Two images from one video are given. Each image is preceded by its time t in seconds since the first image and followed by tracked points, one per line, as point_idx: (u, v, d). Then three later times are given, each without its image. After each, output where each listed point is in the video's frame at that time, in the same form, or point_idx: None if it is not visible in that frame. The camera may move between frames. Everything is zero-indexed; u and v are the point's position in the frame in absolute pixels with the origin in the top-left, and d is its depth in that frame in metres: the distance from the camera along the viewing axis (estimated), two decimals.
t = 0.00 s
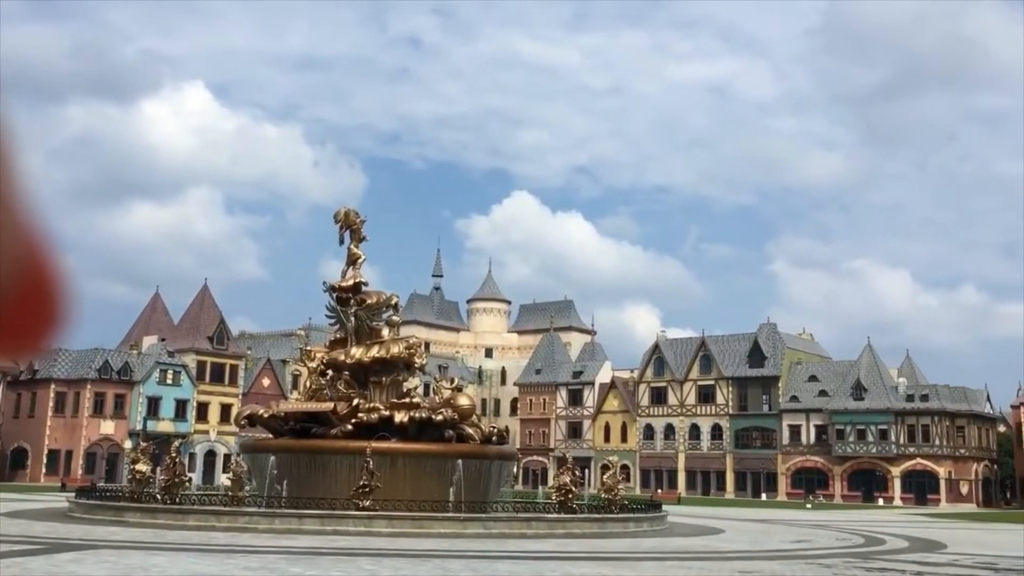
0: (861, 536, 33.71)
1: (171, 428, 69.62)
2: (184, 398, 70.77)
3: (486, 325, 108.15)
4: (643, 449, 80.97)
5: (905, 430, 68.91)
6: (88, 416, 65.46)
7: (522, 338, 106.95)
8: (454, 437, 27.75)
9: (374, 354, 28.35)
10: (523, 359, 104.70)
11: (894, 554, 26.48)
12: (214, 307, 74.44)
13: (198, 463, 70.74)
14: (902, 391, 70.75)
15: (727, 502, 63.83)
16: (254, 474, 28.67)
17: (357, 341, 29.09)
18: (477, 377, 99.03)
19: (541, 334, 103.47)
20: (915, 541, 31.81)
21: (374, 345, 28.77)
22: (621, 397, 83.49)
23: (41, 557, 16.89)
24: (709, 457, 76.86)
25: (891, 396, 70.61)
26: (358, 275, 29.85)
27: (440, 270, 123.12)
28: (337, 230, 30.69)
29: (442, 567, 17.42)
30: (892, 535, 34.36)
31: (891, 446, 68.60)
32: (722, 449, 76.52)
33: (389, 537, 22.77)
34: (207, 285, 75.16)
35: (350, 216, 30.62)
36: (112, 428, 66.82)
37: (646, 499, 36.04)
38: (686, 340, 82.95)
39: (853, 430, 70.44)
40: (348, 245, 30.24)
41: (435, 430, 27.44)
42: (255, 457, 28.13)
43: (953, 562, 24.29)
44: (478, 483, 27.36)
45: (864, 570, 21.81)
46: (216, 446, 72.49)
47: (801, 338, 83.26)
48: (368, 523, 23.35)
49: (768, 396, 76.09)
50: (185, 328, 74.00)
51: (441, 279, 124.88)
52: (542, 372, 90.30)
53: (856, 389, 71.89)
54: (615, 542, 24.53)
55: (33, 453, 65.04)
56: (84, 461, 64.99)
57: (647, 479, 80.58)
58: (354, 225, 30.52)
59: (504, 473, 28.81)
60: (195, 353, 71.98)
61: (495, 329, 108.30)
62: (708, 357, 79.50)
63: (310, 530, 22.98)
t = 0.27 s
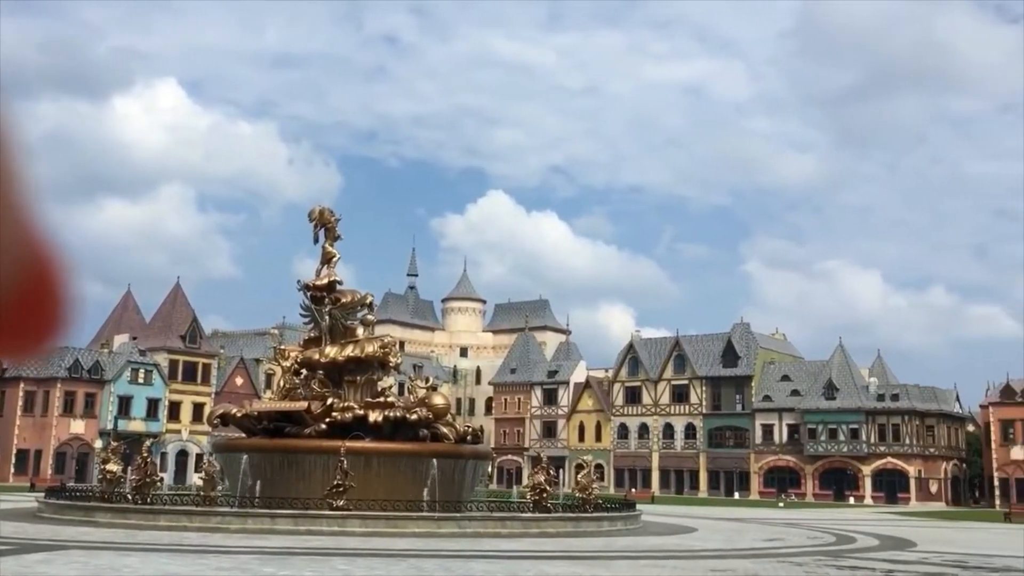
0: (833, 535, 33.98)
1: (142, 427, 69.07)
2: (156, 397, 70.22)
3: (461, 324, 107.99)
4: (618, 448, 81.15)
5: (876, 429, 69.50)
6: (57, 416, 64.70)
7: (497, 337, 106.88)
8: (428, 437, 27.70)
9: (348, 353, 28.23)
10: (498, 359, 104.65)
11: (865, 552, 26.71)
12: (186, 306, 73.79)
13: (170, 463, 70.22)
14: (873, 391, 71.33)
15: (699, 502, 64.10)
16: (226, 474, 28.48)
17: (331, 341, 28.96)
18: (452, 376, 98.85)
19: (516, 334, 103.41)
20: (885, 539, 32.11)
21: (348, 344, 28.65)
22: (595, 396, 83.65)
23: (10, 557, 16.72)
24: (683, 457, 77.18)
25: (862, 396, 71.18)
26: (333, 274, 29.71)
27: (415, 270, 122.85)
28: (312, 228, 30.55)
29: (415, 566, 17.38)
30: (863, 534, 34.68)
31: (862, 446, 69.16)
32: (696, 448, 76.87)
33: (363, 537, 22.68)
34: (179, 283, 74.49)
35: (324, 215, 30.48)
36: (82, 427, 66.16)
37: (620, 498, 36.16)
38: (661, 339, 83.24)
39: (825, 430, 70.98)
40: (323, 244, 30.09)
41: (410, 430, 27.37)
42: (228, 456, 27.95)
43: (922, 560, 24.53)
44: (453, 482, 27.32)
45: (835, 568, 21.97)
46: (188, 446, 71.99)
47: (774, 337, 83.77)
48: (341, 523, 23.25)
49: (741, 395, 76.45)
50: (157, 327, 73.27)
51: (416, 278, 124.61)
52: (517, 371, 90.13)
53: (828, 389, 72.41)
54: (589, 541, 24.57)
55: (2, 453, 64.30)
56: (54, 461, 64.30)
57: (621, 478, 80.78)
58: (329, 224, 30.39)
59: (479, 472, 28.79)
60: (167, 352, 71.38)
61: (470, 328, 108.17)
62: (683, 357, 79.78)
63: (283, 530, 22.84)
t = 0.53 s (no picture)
0: (797, 532, 34.30)
1: (106, 427, 68.31)
2: (120, 397, 69.45)
3: (430, 323, 107.76)
4: (586, 447, 81.39)
5: (841, 427, 70.24)
6: (19, 416, 63.78)
7: (466, 336, 106.78)
8: (397, 436, 27.59)
9: (316, 352, 28.07)
10: (467, 358, 104.60)
11: (830, 549, 26.96)
12: (151, 305, 73.01)
13: (134, 463, 69.53)
14: (839, 390, 72.03)
15: (665, 500, 64.50)
16: (192, 474, 28.24)
17: (299, 340, 28.78)
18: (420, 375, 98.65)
19: (485, 333, 103.37)
20: (850, 536, 32.43)
21: (316, 343, 28.49)
22: (564, 396, 83.81)
23: None
24: (652, 455, 77.53)
25: (827, 395, 71.84)
26: (301, 273, 29.52)
27: (384, 269, 122.39)
28: (279, 226, 30.30)
29: (382, 566, 17.31)
30: (828, 531, 35.02)
31: (827, 444, 69.87)
32: (664, 447, 77.26)
33: (330, 537, 22.55)
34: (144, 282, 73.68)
35: (292, 213, 30.28)
36: (45, 428, 65.26)
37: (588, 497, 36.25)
38: (629, 339, 83.56)
39: (791, 428, 71.60)
40: (291, 242, 29.90)
41: (378, 429, 27.25)
42: (194, 457, 27.68)
43: (886, 557, 24.78)
44: (421, 482, 27.25)
45: (800, 565, 22.14)
46: (153, 446, 71.36)
47: (741, 337, 84.36)
48: (309, 523, 23.11)
49: (709, 394, 76.88)
50: (121, 325, 72.35)
51: (384, 277, 124.22)
52: (486, 370, 90.03)
53: (794, 388, 73.01)
54: (557, 540, 24.62)
55: None
56: (16, 462, 63.42)
57: (590, 476, 81.02)
58: (297, 222, 30.19)
59: (448, 472, 28.72)
60: (131, 351, 70.58)
61: (439, 328, 107.95)
62: (651, 356, 80.13)
63: (249, 530, 22.67)
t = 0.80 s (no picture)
0: (758, 530, 34.64)
1: (62, 428, 67.32)
2: (77, 398, 68.45)
3: (394, 323, 107.36)
4: (549, 447, 81.56)
5: (801, 427, 70.98)
6: None
7: (429, 336, 106.54)
8: (359, 436, 27.44)
9: (278, 352, 27.87)
10: (431, 358, 104.40)
11: (789, 548, 27.26)
12: (109, 305, 71.98)
13: (91, 465, 68.64)
14: (799, 390, 72.78)
15: (627, 499, 64.80)
16: (151, 475, 27.93)
17: (260, 340, 28.56)
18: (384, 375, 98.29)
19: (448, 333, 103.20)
20: (809, 535, 32.80)
21: (278, 343, 28.28)
22: (528, 396, 83.91)
23: None
24: (615, 455, 77.86)
25: (788, 395, 72.56)
26: (262, 272, 29.28)
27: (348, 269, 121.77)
28: (241, 225, 30.05)
29: (344, 567, 17.24)
30: (787, 530, 35.41)
31: (787, 444, 70.58)
32: (627, 447, 77.60)
33: (291, 539, 22.41)
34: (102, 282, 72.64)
35: (254, 211, 30.02)
36: None
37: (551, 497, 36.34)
38: (593, 339, 83.84)
39: (752, 427, 72.26)
40: (252, 241, 29.65)
41: (340, 430, 27.08)
42: (152, 458, 27.38)
43: (845, 555, 25.07)
44: (384, 483, 27.14)
45: (761, 563, 22.35)
46: (111, 447, 70.52)
47: (703, 337, 84.95)
48: (270, 525, 22.94)
49: (672, 394, 77.33)
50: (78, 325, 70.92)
51: (348, 277, 123.57)
52: (450, 370, 89.81)
53: (755, 388, 73.65)
54: (520, 540, 24.64)
55: None
56: None
57: (553, 476, 81.19)
58: (259, 221, 29.95)
59: (411, 472, 28.63)
60: (89, 351, 69.49)
61: (403, 328, 107.60)
62: (614, 356, 80.47)
63: (209, 532, 22.46)
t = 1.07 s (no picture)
0: (715, 531, 34.98)
1: (13, 430, 66.13)
2: (28, 398, 67.24)
3: (353, 324, 106.72)
4: (509, 448, 81.64)
5: (758, 428, 71.74)
6: None
7: (389, 337, 106.10)
8: (318, 437, 27.28)
9: (235, 352, 27.65)
10: (390, 359, 104.01)
11: (745, 548, 27.58)
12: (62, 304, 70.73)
13: (43, 466, 67.52)
14: (756, 391, 73.58)
15: (585, 500, 65.07)
16: (103, 477, 27.56)
17: (217, 340, 28.31)
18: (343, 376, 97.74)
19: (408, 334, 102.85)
20: (764, 535, 33.21)
21: (235, 343, 28.05)
22: (487, 397, 83.91)
23: None
24: (574, 456, 78.14)
25: (745, 396, 73.30)
26: (220, 272, 29.02)
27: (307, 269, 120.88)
28: (198, 224, 29.78)
29: (301, 569, 17.20)
30: (743, 530, 35.84)
31: (744, 444, 71.28)
32: (586, 448, 77.90)
33: (247, 541, 22.25)
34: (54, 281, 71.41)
35: (212, 211, 29.76)
36: None
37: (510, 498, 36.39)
38: (553, 341, 84.08)
39: (709, 429, 72.89)
40: (210, 240, 29.37)
41: (298, 431, 26.91)
42: (106, 460, 27.02)
43: (799, 555, 25.42)
44: (342, 485, 27.02)
45: (717, 563, 22.59)
46: (63, 449, 69.45)
47: (662, 339, 85.56)
48: (225, 527, 22.76)
49: (631, 395, 77.73)
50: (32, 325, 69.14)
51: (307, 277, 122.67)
52: (409, 371, 89.47)
53: (713, 390, 74.31)
54: (478, 541, 24.67)
55: None
56: None
57: (512, 477, 81.26)
58: (216, 220, 29.69)
59: (369, 473, 28.52)
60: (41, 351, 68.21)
61: (362, 328, 107.05)
62: (574, 358, 80.76)
63: (164, 534, 22.24)
